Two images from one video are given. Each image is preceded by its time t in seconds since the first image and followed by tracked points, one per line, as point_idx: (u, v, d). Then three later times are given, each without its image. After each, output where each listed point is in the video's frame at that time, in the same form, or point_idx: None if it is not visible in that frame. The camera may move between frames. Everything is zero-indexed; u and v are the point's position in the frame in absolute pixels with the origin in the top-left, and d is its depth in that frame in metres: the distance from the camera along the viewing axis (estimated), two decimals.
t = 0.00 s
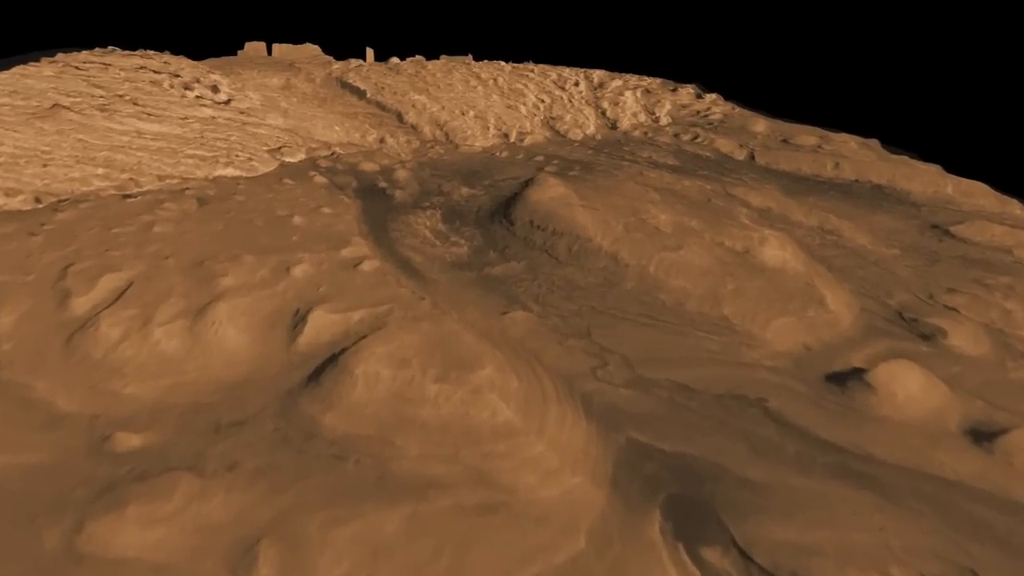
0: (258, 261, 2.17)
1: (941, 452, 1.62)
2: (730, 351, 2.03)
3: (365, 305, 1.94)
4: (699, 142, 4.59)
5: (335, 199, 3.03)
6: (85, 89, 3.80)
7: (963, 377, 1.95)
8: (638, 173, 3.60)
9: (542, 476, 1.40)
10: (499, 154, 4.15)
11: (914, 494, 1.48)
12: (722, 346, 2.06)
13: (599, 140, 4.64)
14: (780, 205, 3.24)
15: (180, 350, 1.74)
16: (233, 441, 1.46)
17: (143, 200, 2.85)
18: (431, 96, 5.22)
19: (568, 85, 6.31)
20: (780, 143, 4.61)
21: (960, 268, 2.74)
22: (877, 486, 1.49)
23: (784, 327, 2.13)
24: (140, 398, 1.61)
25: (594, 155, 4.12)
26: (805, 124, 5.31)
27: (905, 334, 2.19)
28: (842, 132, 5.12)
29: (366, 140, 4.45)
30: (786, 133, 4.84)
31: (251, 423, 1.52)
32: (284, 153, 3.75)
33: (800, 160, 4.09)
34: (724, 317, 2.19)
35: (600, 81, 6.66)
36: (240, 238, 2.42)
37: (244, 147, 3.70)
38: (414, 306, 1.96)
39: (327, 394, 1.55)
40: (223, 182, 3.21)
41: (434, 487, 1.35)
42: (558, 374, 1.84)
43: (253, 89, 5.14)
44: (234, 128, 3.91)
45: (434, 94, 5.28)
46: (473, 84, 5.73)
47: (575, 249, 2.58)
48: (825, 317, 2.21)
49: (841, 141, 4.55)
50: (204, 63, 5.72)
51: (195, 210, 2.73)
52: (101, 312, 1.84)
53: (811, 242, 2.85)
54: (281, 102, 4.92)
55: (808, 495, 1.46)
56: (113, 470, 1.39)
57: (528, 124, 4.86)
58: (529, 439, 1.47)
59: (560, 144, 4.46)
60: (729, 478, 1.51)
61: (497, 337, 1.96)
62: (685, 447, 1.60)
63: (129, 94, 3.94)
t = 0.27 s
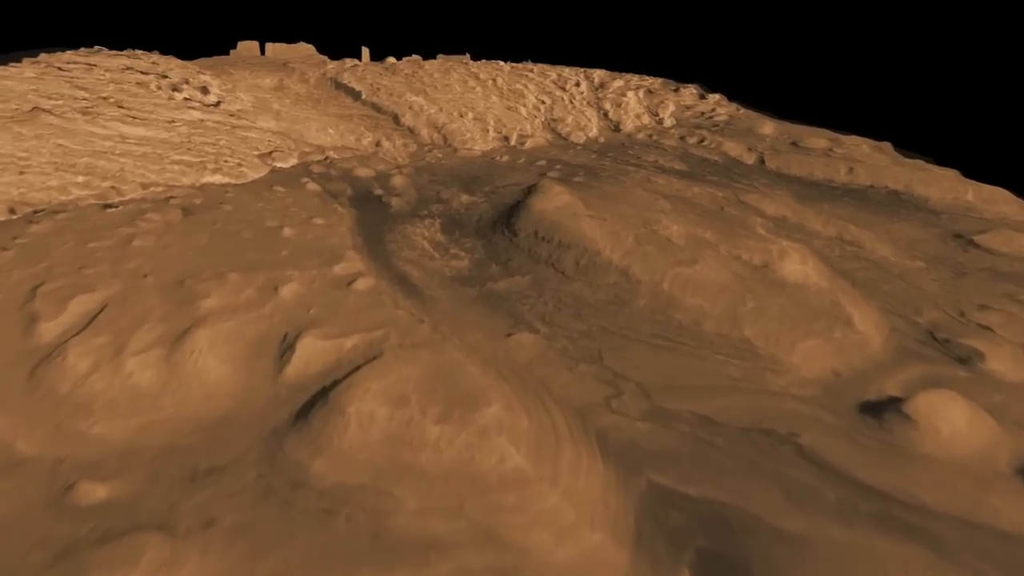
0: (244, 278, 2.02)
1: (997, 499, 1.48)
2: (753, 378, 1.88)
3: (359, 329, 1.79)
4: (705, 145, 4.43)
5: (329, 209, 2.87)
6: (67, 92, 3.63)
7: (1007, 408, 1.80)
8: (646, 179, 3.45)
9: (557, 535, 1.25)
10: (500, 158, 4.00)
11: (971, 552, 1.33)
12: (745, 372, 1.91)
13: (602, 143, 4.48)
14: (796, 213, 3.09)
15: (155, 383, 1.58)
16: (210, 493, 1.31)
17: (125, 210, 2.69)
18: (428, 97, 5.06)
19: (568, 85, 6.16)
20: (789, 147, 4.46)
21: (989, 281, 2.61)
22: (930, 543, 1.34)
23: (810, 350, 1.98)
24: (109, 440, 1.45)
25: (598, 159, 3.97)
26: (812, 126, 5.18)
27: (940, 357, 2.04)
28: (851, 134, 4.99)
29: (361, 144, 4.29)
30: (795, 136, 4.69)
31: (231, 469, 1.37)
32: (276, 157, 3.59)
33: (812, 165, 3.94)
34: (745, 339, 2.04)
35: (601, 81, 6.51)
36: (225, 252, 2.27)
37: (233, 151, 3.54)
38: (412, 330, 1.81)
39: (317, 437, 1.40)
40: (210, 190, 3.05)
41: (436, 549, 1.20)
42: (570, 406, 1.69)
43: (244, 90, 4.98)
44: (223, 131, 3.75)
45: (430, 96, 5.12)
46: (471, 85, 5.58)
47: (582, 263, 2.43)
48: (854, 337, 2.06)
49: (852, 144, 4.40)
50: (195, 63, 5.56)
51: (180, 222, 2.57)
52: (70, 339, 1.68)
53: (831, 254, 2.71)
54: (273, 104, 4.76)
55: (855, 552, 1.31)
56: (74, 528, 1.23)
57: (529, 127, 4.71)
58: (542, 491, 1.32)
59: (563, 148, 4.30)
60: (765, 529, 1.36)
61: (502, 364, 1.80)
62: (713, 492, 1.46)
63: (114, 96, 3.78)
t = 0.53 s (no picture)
0: (228, 301, 1.86)
1: None
2: (783, 410, 1.73)
3: (353, 359, 1.63)
4: (714, 149, 4.27)
5: (322, 219, 2.71)
6: (48, 94, 3.47)
7: None
8: (655, 185, 3.29)
9: None
10: (500, 163, 3.84)
11: None
12: (774, 403, 1.75)
13: (606, 147, 4.33)
14: (814, 222, 2.93)
15: (125, 425, 1.42)
16: (182, 559, 1.15)
17: (105, 221, 2.53)
18: (426, 99, 4.90)
19: (570, 86, 6.00)
20: (800, 150, 4.31)
21: None
22: None
23: (843, 378, 1.82)
24: (72, 493, 1.29)
25: (603, 164, 3.81)
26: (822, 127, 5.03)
27: (983, 385, 1.89)
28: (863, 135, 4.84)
29: (356, 149, 4.13)
30: (806, 139, 4.54)
31: (207, 529, 1.21)
32: (267, 163, 3.43)
33: (826, 170, 3.78)
34: (771, 366, 1.89)
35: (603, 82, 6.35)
36: (209, 270, 2.11)
37: (222, 157, 3.38)
38: (411, 361, 1.65)
39: (305, 492, 1.24)
40: (197, 199, 2.88)
41: None
42: (585, 447, 1.54)
43: (235, 92, 4.81)
44: (212, 136, 3.59)
45: (428, 97, 4.95)
46: (471, 86, 5.42)
47: (592, 280, 2.27)
48: (889, 364, 1.90)
49: (865, 148, 4.25)
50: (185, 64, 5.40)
51: (162, 235, 2.41)
52: (33, 372, 1.52)
53: (855, 268, 2.55)
54: (265, 106, 4.60)
55: None
56: None
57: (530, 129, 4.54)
58: (559, 560, 1.18)
59: (566, 152, 4.14)
60: None
61: (510, 398, 1.65)
62: (749, 549, 1.30)
63: (98, 98, 3.61)
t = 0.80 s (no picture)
0: (211, 325, 1.71)
1: None
2: (818, 447, 1.58)
3: (346, 394, 1.48)
4: (723, 153, 4.13)
5: (316, 230, 2.56)
6: (31, 96, 3.32)
7: None
8: (665, 192, 3.15)
9: None
10: (502, 168, 3.69)
11: None
12: (807, 438, 1.61)
13: (612, 150, 4.19)
14: (834, 232, 2.79)
15: (91, 473, 1.28)
16: None
17: (84, 233, 2.38)
18: (425, 100, 4.76)
19: (572, 87, 5.85)
20: (812, 153, 4.17)
21: None
22: None
23: (880, 410, 1.68)
24: (27, 555, 1.15)
25: (610, 169, 3.67)
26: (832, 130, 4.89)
27: None
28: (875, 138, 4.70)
29: (351, 153, 3.97)
30: (817, 142, 4.39)
31: None
32: (259, 168, 3.28)
33: (841, 175, 3.64)
34: (800, 395, 1.74)
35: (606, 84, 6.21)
36: (193, 290, 1.96)
37: (212, 163, 3.23)
38: (410, 395, 1.50)
39: (291, 559, 1.10)
40: (184, 208, 2.74)
41: None
42: (604, 494, 1.39)
43: (227, 92, 4.66)
44: (201, 140, 3.44)
45: (427, 99, 4.80)
46: (470, 87, 5.27)
47: (604, 298, 2.13)
48: (929, 393, 1.76)
49: (880, 151, 4.11)
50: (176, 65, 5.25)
51: (145, 249, 2.26)
52: None
53: (880, 283, 2.41)
54: (259, 108, 4.45)
55: None
56: None
57: (532, 132, 4.40)
58: None
59: (571, 155, 4.00)
60: None
61: (519, 436, 1.50)
62: None
63: (83, 101, 3.46)
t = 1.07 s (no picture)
0: (190, 358, 1.55)
1: None
2: (864, 497, 1.42)
3: (338, 442, 1.32)
4: (734, 157, 3.97)
5: (309, 244, 2.40)
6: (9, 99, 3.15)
7: None
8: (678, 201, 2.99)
9: None
10: (506, 175, 3.53)
11: None
12: (851, 486, 1.45)
13: (619, 154, 4.03)
14: (859, 245, 2.64)
15: (45, 541, 1.12)
16: None
17: (60, 248, 2.22)
18: (424, 102, 4.60)
19: (575, 88, 5.69)
20: (827, 157, 4.02)
21: None
22: None
23: (930, 454, 1.52)
24: None
25: (618, 175, 3.51)
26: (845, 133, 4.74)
27: None
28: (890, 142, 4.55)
29: (348, 158, 3.81)
30: (831, 145, 4.24)
31: None
32: (251, 176, 3.11)
33: (860, 181, 3.48)
34: (840, 434, 1.58)
35: (610, 85, 6.05)
36: (172, 315, 1.80)
37: (201, 170, 3.07)
38: (410, 442, 1.34)
39: None
40: (169, 220, 2.58)
41: None
42: (630, 558, 1.23)
43: (219, 94, 4.50)
44: (190, 145, 3.27)
45: (427, 101, 4.64)
46: (471, 88, 5.11)
47: (620, 322, 1.96)
48: (981, 432, 1.60)
49: (897, 156, 3.96)
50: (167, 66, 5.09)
51: (124, 267, 2.10)
52: None
53: (913, 302, 2.26)
54: (252, 110, 4.29)
55: None
56: None
57: (535, 135, 4.23)
58: None
59: (577, 160, 3.84)
60: None
61: (533, 491, 1.34)
62: None
63: (66, 104, 3.30)
